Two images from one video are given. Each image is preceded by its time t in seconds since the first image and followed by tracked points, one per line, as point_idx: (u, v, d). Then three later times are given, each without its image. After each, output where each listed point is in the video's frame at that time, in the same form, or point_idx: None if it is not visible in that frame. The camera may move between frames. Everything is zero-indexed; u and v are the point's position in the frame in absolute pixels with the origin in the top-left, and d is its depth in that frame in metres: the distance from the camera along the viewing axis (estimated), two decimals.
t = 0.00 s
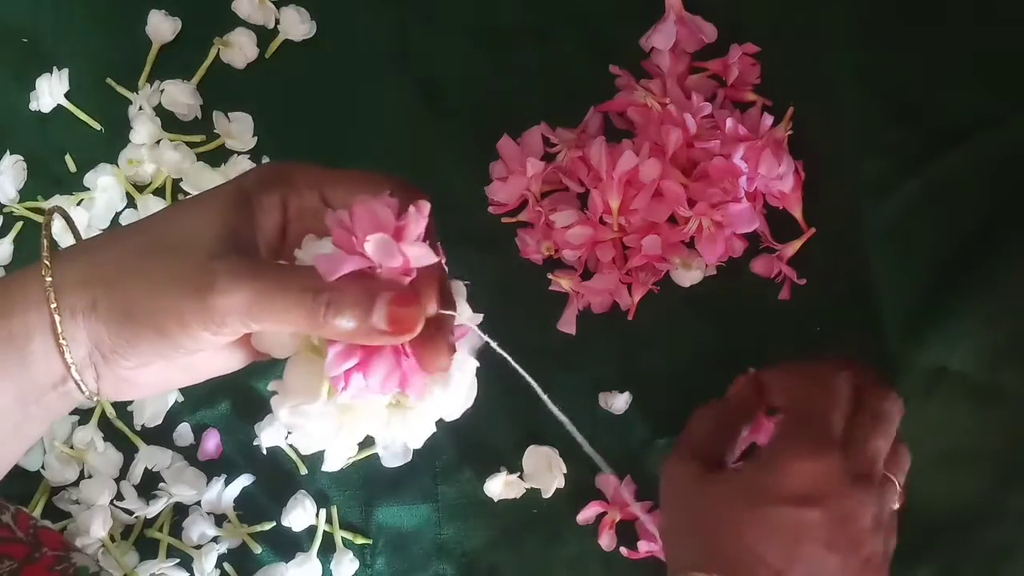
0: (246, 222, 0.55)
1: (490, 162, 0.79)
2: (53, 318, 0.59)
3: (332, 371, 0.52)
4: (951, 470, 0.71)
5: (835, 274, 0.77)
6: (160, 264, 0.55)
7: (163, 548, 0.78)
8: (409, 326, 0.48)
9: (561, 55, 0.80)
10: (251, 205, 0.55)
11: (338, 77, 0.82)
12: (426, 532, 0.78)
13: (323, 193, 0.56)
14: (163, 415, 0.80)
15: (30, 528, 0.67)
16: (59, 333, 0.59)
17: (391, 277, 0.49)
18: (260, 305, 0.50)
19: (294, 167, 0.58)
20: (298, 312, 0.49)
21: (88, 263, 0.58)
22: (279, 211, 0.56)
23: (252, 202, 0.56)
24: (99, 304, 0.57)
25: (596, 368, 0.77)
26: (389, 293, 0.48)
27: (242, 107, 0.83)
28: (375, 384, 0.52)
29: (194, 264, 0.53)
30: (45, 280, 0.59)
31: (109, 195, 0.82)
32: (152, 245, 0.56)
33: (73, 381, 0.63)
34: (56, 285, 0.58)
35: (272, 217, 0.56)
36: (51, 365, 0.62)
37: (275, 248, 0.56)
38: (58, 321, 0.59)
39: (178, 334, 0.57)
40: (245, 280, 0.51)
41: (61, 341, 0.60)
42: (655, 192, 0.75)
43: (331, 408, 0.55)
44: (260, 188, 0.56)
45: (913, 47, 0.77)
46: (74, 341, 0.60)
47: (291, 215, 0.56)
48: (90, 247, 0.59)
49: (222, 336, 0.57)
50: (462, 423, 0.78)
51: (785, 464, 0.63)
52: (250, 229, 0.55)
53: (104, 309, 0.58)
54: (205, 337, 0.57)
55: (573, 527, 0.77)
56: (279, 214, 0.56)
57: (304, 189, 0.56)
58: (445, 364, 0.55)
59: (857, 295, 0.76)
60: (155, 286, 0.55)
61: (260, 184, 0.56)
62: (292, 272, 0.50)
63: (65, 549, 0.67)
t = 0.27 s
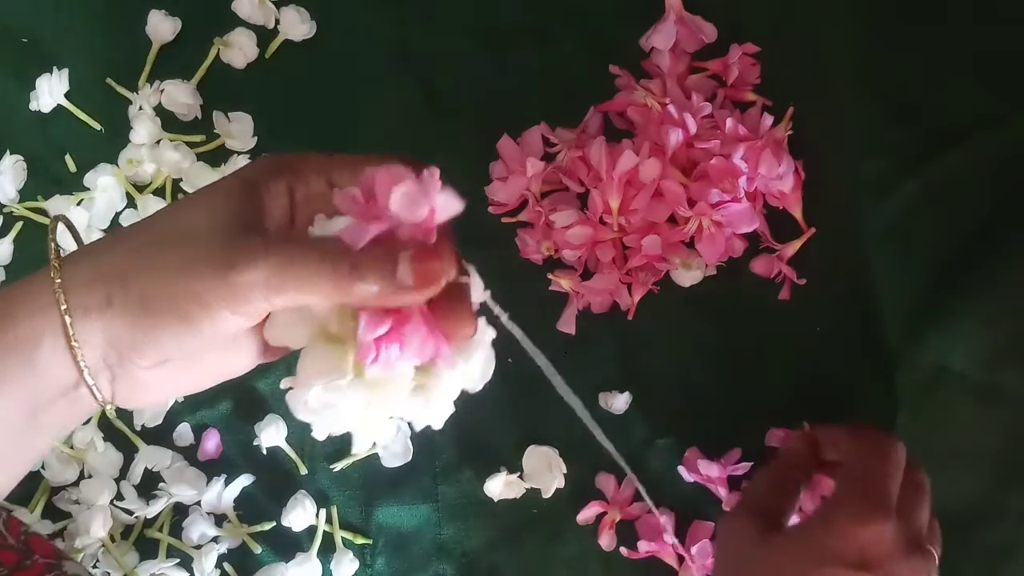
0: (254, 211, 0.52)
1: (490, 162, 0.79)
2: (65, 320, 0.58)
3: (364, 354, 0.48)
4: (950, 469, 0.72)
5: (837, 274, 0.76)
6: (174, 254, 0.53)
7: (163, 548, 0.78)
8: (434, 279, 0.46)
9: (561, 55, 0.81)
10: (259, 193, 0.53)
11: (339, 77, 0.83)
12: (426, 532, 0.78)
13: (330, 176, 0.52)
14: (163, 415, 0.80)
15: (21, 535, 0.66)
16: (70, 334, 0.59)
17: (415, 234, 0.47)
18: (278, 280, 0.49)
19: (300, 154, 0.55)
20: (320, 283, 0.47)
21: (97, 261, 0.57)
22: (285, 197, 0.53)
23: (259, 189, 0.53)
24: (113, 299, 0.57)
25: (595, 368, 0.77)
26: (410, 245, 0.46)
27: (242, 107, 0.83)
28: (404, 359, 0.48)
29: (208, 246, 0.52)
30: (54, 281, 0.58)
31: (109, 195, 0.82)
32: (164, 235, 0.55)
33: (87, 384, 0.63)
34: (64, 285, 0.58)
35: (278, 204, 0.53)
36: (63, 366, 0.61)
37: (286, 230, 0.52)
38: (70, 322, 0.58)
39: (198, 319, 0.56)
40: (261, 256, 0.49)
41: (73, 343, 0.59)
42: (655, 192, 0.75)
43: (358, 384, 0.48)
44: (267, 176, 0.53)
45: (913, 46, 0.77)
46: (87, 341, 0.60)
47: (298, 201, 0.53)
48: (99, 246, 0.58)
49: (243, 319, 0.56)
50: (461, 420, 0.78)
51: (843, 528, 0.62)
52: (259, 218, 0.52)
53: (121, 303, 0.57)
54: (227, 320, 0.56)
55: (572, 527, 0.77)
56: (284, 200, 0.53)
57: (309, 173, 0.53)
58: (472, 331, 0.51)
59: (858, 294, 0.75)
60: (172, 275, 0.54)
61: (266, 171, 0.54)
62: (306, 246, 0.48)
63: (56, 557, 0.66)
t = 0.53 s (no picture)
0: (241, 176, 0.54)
1: (490, 162, 0.79)
2: (68, 307, 0.60)
3: (385, 290, 0.52)
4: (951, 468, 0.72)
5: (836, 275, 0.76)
6: (173, 223, 0.56)
7: (163, 548, 0.78)
8: (431, 175, 0.48)
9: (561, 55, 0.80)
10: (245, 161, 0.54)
11: (339, 77, 0.82)
12: (426, 532, 0.78)
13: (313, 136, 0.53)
14: (163, 416, 0.80)
15: None
16: (73, 318, 0.60)
17: (415, 139, 0.49)
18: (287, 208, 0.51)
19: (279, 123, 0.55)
20: (332, 203, 0.49)
21: (96, 244, 0.59)
22: (270, 159, 0.54)
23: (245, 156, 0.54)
24: (116, 277, 0.59)
25: (595, 369, 0.77)
26: (406, 152, 0.49)
27: (242, 107, 0.83)
28: (426, 286, 0.53)
29: (211, 197, 0.54)
30: (54, 269, 0.60)
31: (110, 195, 0.82)
32: (159, 209, 0.57)
33: (95, 374, 0.63)
34: (65, 270, 0.60)
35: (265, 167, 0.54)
36: (68, 357, 0.62)
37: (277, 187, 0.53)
38: (73, 307, 0.60)
39: (206, 277, 0.58)
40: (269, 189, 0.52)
41: (78, 331, 0.60)
42: (655, 192, 0.75)
43: (382, 332, 0.53)
44: (250, 145, 0.54)
45: (914, 47, 0.76)
46: (92, 328, 0.61)
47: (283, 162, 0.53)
48: (97, 230, 0.60)
49: (250, 271, 0.58)
50: (461, 420, 0.78)
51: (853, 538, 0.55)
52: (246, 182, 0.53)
53: (125, 277, 0.59)
54: (235, 275, 0.58)
55: (572, 527, 0.77)
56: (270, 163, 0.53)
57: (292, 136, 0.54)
58: (479, 258, 0.57)
59: (859, 295, 0.75)
60: (175, 243, 0.56)
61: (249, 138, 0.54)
62: (311, 177, 0.50)
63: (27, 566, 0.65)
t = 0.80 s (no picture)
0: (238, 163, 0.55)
1: (490, 162, 0.79)
2: (63, 311, 0.60)
3: (405, 275, 0.50)
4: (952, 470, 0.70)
5: (835, 275, 0.76)
6: (169, 219, 0.56)
7: (162, 548, 0.78)
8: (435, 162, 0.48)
9: (561, 55, 0.81)
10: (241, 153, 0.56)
11: (338, 77, 0.82)
12: (426, 532, 0.78)
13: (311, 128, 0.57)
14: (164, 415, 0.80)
15: None
16: (69, 322, 0.60)
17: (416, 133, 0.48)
18: (285, 206, 0.50)
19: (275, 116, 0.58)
20: (333, 194, 0.48)
21: (90, 246, 0.59)
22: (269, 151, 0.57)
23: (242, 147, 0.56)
24: (112, 279, 0.59)
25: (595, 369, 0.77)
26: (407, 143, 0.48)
27: (242, 107, 0.83)
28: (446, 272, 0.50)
29: (208, 193, 0.54)
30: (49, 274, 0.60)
31: (110, 195, 0.82)
32: (155, 205, 0.57)
33: (92, 377, 0.64)
34: (59, 275, 0.60)
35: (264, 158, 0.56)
36: (65, 359, 0.62)
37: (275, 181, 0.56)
38: (68, 311, 0.60)
39: (204, 278, 0.57)
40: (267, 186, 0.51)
41: (74, 334, 0.61)
42: (655, 192, 0.75)
43: (407, 317, 0.50)
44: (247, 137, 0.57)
45: (913, 47, 0.77)
46: (89, 331, 0.61)
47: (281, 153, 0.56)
48: (91, 233, 0.60)
49: (250, 271, 0.58)
50: (461, 420, 0.78)
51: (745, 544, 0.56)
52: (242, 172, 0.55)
53: (122, 279, 0.59)
54: (234, 276, 0.58)
55: (572, 527, 0.77)
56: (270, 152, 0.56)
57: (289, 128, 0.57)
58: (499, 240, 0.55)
59: (858, 295, 0.76)
60: (174, 240, 0.56)
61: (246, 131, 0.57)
62: (306, 171, 0.50)
63: None
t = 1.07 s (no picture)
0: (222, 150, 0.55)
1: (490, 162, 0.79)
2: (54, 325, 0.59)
3: (462, 215, 0.53)
4: (951, 470, 0.71)
5: (836, 275, 0.76)
6: (158, 216, 0.55)
7: (162, 548, 0.78)
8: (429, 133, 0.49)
9: (561, 55, 0.81)
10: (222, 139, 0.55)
11: (339, 77, 0.82)
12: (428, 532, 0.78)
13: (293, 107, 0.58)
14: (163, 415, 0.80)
15: None
16: (58, 333, 0.59)
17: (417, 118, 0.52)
18: (275, 188, 0.51)
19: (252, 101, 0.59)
20: (328, 168, 0.49)
21: (78, 254, 0.59)
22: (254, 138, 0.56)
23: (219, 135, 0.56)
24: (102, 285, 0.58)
25: (595, 369, 0.77)
26: (398, 119, 0.50)
27: (243, 108, 0.83)
28: (500, 199, 0.54)
29: (196, 185, 0.53)
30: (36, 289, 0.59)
31: (109, 196, 0.81)
32: (142, 205, 0.56)
33: (86, 391, 0.62)
34: (46, 288, 0.59)
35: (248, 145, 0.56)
36: (57, 373, 0.61)
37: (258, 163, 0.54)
38: (57, 323, 0.59)
39: (199, 271, 0.57)
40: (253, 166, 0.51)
41: (66, 347, 0.60)
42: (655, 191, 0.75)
43: (472, 247, 0.52)
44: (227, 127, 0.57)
45: (914, 47, 0.77)
46: (82, 343, 0.60)
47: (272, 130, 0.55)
48: (77, 243, 0.59)
49: (244, 256, 0.57)
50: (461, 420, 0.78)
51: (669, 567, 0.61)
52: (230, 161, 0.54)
53: (111, 284, 0.58)
54: (229, 264, 0.57)
55: (572, 526, 0.77)
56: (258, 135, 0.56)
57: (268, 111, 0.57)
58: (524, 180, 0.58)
59: (858, 295, 0.76)
60: (165, 236, 0.55)
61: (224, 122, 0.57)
62: (302, 150, 0.50)
63: None
